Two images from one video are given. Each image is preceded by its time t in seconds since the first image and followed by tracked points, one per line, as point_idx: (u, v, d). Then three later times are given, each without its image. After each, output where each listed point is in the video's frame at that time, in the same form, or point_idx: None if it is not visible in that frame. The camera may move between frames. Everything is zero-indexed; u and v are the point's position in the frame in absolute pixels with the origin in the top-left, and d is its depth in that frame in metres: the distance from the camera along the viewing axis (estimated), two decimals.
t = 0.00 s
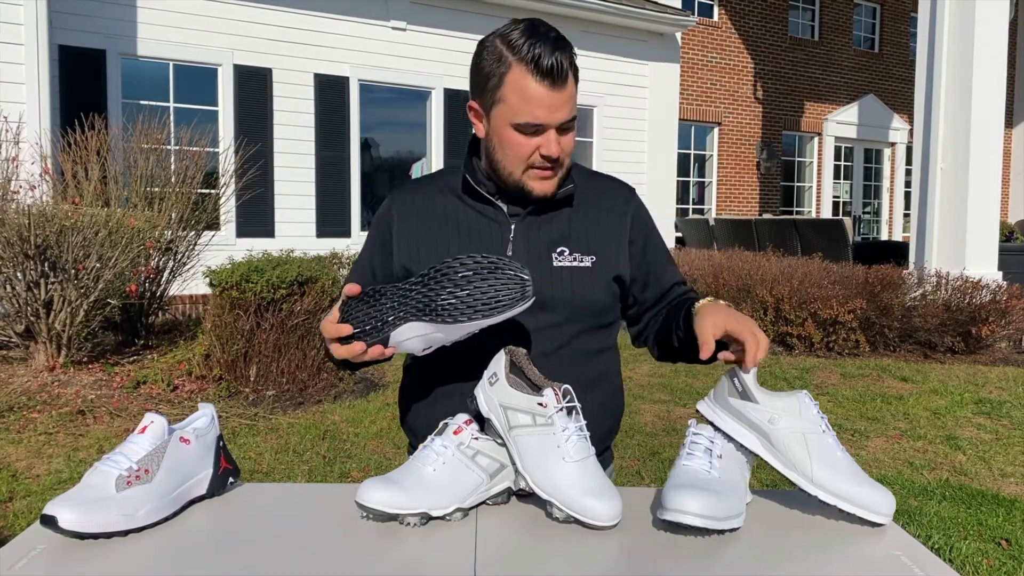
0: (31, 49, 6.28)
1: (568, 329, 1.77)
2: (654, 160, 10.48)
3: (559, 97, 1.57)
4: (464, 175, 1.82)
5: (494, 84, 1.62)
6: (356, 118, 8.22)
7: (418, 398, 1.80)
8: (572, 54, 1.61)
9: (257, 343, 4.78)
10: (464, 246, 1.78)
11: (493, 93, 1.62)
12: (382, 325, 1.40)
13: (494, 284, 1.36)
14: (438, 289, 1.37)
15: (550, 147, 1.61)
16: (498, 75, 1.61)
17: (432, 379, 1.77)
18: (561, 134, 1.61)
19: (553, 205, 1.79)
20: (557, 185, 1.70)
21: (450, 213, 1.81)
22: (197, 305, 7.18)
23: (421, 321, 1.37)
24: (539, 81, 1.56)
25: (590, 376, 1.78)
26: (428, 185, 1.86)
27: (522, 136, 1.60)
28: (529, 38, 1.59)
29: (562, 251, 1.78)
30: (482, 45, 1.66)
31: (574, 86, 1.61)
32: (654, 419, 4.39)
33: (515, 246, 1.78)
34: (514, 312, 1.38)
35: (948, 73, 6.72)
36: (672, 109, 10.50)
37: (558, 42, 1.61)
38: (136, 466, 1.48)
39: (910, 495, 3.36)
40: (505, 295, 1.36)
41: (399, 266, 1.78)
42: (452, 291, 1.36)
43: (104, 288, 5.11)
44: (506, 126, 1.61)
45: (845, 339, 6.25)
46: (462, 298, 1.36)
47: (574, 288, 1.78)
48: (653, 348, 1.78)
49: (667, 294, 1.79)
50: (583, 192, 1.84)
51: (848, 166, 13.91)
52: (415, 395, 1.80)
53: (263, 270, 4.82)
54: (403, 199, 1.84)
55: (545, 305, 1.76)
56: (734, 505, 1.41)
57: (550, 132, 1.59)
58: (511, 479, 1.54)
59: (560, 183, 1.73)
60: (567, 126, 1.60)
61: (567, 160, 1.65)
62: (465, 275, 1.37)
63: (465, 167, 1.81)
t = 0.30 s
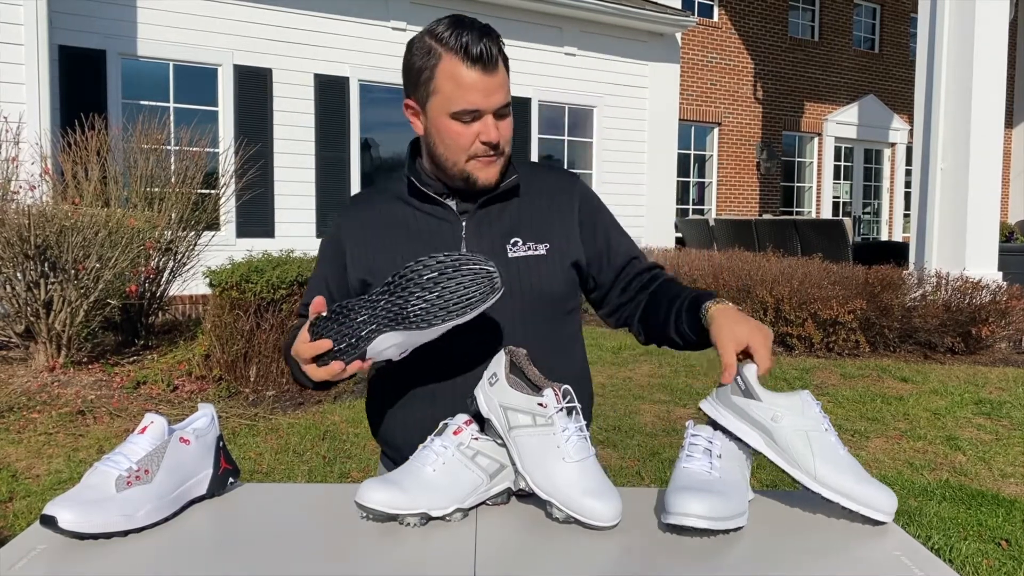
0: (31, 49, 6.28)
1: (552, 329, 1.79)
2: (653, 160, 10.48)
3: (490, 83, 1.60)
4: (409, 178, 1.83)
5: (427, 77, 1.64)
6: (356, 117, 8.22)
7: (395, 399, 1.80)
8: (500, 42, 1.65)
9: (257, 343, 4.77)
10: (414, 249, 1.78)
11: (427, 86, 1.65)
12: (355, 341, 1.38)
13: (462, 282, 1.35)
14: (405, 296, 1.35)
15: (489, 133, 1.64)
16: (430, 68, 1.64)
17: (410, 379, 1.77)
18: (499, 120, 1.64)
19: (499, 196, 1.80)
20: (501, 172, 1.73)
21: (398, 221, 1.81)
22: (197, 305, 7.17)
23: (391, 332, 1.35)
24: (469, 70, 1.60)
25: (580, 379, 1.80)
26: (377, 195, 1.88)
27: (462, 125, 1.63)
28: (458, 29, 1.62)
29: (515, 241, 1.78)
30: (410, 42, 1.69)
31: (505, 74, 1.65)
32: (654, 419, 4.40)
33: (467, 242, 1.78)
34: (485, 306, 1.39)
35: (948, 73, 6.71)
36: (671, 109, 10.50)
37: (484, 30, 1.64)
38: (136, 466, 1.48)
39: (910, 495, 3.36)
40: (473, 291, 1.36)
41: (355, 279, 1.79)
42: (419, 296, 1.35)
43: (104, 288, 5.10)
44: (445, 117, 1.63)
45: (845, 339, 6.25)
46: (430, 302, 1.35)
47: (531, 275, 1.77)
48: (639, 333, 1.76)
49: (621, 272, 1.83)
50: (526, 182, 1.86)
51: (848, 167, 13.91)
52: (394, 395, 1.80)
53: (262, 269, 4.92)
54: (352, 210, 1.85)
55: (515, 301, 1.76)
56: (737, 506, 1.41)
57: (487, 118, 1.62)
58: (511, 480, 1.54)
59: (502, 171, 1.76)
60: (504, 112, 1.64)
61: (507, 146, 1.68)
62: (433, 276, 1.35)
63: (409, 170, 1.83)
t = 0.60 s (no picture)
0: (31, 49, 6.28)
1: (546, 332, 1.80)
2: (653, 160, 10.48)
3: (456, 72, 1.62)
4: (388, 181, 1.84)
5: (396, 76, 1.67)
6: (356, 118, 8.22)
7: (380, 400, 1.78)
8: (465, 37, 1.69)
9: (258, 343, 4.78)
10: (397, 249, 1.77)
11: (397, 85, 1.67)
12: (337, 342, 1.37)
13: (426, 266, 1.35)
14: (375, 296, 1.35)
15: (460, 123, 1.64)
16: (398, 65, 1.67)
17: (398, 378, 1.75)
18: (470, 109, 1.65)
19: (478, 194, 1.81)
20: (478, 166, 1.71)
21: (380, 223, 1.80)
22: (197, 305, 7.17)
23: (370, 330, 1.35)
24: (435, 60, 1.62)
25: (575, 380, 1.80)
26: (357, 199, 1.87)
27: (433, 117, 1.63)
28: (422, 26, 1.66)
29: (498, 238, 1.79)
30: (378, 47, 1.73)
31: (473, 66, 1.68)
32: (653, 420, 4.40)
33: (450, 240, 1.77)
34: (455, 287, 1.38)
35: (948, 73, 6.71)
36: (672, 110, 10.50)
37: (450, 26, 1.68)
38: (136, 466, 1.48)
39: (910, 495, 3.37)
40: (440, 276, 1.35)
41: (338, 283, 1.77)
42: (391, 289, 1.34)
43: (104, 288, 5.11)
44: (416, 110, 1.64)
45: (845, 339, 6.26)
46: (402, 294, 1.34)
47: (513, 271, 1.77)
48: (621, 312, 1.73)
49: (607, 264, 1.83)
50: (506, 182, 1.87)
51: (848, 167, 13.92)
52: (380, 395, 1.77)
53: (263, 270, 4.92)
54: (332, 217, 1.84)
55: (506, 300, 1.75)
56: (737, 506, 1.41)
57: (457, 108, 1.63)
58: (511, 480, 1.54)
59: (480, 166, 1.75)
60: (474, 100, 1.65)
61: (481, 136, 1.68)
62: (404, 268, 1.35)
63: (388, 173, 1.83)
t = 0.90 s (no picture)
0: (31, 50, 6.28)
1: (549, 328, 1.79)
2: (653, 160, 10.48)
3: (448, 64, 1.64)
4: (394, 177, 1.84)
5: (396, 64, 1.71)
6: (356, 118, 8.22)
7: (379, 402, 1.76)
8: (469, 34, 1.71)
9: (258, 343, 4.77)
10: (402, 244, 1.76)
11: (396, 75, 1.71)
12: (349, 317, 1.31)
13: (400, 237, 1.27)
14: (369, 280, 1.28)
15: (447, 114, 1.66)
16: (398, 54, 1.71)
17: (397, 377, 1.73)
18: (459, 101, 1.67)
19: (482, 192, 1.83)
20: (463, 159, 1.72)
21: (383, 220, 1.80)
22: (197, 305, 7.17)
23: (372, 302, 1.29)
24: (430, 50, 1.65)
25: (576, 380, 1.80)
26: (360, 199, 1.89)
27: (421, 105, 1.66)
28: (426, 20, 1.69)
29: (500, 237, 1.79)
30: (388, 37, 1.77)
31: (472, 61, 1.69)
32: (654, 420, 4.40)
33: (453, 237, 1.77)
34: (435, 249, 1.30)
35: (948, 74, 6.71)
36: (671, 110, 10.50)
37: (456, 23, 1.70)
38: (136, 466, 1.48)
39: (910, 495, 3.37)
40: (416, 245, 1.28)
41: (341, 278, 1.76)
42: (379, 263, 1.27)
43: (104, 288, 5.10)
44: (406, 99, 1.68)
45: (845, 339, 6.25)
46: (394, 266, 1.28)
47: (515, 271, 1.77)
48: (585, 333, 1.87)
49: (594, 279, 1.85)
50: (512, 184, 1.89)
51: (848, 167, 13.92)
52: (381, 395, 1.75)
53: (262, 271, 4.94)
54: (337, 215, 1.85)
55: (507, 299, 1.76)
56: (737, 507, 1.41)
57: (446, 100, 1.65)
58: (511, 480, 1.54)
59: (469, 161, 1.76)
60: (466, 94, 1.66)
61: (469, 130, 1.69)
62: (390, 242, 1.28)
63: (393, 169, 1.84)
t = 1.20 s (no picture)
0: (31, 50, 6.28)
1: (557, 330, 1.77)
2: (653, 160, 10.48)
3: (470, 67, 1.63)
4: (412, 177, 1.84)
5: (421, 63, 1.71)
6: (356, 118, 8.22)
7: (387, 404, 1.76)
8: (496, 38, 1.69)
9: (257, 343, 4.77)
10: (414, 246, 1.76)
11: (421, 74, 1.71)
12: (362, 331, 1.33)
13: (413, 274, 1.29)
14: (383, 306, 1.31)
15: (463, 116, 1.65)
16: (424, 53, 1.70)
17: (404, 377, 1.74)
18: (478, 105, 1.65)
19: (500, 194, 1.81)
20: (479, 162, 1.71)
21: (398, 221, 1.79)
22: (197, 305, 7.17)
23: (385, 326, 1.31)
24: (453, 52, 1.64)
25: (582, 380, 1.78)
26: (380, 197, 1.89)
27: (439, 105, 1.66)
28: (455, 22, 1.69)
29: (514, 241, 1.78)
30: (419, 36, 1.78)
31: (497, 65, 1.68)
32: (653, 420, 4.40)
33: (466, 238, 1.77)
34: (449, 289, 1.30)
35: (948, 74, 6.72)
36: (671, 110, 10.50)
37: (484, 26, 1.69)
38: (136, 466, 1.48)
39: (910, 495, 3.37)
40: (429, 282, 1.30)
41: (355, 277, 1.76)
42: (394, 291, 1.30)
43: (104, 288, 5.10)
44: (426, 98, 1.68)
45: (845, 340, 6.25)
46: (406, 298, 1.29)
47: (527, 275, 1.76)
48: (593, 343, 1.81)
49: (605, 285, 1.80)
50: (531, 187, 1.88)
51: (848, 167, 13.92)
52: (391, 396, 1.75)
53: (262, 271, 4.94)
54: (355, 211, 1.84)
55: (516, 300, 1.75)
56: (737, 506, 1.41)
57: (463, 101, 1.64)
58: (511, 480, 1.54)
59: (486, 164, 1.75)
60: (485, 98, 1.65)
61: (485, 133, 1.67)
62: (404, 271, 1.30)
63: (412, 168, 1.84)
